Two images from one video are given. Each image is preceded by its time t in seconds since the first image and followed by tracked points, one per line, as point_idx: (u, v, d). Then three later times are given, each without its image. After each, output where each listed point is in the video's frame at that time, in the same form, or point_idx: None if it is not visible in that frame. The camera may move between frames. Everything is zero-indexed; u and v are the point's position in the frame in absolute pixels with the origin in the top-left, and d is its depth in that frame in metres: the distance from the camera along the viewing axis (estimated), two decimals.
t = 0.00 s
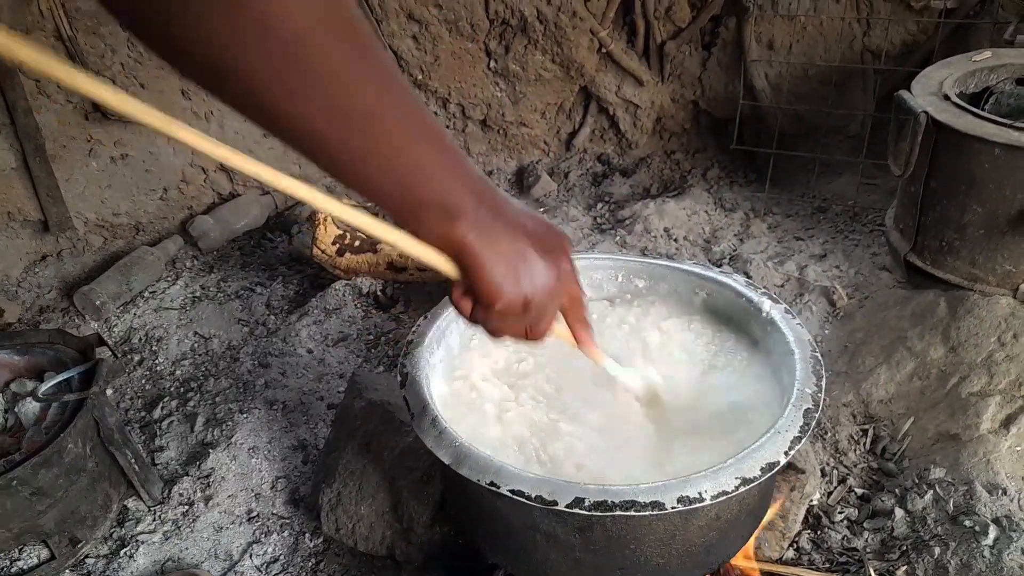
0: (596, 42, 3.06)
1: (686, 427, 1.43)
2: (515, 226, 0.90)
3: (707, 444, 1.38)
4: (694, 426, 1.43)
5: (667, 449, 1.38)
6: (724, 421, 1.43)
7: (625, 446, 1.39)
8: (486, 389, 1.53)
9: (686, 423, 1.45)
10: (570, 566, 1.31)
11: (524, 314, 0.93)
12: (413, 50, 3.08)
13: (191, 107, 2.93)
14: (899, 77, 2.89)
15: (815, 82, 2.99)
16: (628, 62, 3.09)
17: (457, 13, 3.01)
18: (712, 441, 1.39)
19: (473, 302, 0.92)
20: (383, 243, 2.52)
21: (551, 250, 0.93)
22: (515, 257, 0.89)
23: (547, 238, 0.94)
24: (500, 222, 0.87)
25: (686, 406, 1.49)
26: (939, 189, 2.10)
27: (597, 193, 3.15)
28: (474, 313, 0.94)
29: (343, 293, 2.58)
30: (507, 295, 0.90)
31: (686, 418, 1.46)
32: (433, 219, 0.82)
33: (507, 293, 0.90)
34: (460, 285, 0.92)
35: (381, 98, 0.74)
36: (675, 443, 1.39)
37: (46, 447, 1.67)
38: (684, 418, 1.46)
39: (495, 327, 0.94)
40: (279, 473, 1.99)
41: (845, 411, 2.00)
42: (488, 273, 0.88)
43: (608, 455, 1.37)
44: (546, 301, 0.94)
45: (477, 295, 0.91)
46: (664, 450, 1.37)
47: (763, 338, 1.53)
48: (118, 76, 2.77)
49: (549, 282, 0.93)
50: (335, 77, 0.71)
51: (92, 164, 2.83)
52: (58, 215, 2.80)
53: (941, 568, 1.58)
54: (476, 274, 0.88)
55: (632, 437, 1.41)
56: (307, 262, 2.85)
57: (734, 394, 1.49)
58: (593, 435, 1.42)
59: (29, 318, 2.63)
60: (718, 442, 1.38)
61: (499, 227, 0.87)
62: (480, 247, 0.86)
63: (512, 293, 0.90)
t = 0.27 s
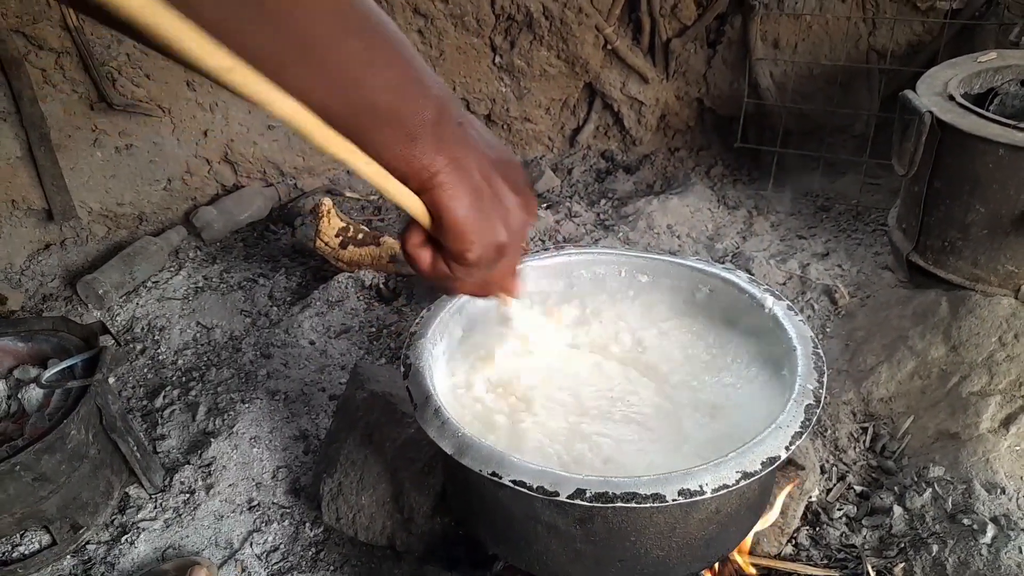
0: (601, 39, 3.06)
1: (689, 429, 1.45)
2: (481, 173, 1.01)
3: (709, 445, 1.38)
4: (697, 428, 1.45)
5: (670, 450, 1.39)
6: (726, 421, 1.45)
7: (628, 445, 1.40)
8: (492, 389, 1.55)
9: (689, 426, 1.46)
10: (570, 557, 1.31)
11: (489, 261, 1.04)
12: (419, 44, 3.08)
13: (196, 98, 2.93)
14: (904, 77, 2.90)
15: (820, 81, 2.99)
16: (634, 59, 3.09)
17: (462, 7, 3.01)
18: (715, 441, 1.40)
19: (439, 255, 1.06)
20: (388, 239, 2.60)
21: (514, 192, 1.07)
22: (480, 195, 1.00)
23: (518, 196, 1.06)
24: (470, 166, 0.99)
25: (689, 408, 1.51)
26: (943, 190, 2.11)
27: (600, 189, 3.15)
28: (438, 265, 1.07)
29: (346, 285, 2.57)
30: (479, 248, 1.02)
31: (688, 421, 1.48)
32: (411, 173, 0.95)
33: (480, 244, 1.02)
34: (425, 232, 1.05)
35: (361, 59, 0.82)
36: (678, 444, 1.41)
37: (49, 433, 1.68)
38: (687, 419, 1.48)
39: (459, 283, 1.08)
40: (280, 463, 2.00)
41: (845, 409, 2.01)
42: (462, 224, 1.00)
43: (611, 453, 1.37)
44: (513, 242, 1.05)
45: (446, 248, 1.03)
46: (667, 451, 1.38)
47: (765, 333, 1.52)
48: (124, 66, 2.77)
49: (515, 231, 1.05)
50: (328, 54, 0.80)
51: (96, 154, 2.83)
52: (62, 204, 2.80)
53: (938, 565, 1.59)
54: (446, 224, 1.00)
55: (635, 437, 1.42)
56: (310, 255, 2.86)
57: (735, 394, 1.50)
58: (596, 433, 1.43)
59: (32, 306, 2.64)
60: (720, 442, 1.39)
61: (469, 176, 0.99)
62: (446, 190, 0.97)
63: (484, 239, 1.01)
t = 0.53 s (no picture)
0: (601, 38, 3.06)
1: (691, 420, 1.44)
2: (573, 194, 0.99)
3: (712, 438, 1.38)
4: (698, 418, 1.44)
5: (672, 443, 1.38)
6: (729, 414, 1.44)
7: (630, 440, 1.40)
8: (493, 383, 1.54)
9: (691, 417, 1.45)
10: (572, 557, 1.31)
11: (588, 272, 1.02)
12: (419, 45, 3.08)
13: (196, 98, 2.93)
14: (904, 75, 2.89)
15: (821, 80, 2.99)
16: (634, 58, 3.08)
17: (462, 7, 3.00)
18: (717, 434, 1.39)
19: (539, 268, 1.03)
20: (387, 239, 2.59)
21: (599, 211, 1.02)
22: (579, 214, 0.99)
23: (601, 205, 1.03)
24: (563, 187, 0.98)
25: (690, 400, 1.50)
26: (944, 188, 2.10)
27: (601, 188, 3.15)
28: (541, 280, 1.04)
29: (347, 285, 2.57)
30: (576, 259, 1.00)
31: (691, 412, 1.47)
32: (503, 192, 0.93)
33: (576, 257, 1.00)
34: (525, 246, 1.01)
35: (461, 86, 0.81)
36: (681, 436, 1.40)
37: (50, 436, 1.68)
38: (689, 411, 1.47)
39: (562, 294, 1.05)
40: (281, 464, 2.00)
41: (848, 407, 2.00)
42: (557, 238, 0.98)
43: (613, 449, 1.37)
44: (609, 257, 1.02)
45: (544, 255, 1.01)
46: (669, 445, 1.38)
47: (767, 332, 1.53)
48: (125, 67, 2.77)
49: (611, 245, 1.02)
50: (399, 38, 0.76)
51: (96, 155, 2.83)
52: (63, 205, 2.80)
53: (941, 564, 1.59)
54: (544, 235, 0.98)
55: (637, 432, 1.42)
56: (311, 255, 2.85)
57: (738, 390, 1.50)
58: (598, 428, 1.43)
59: (33, 307, 2.64)
60: (723, 437, 1.38)
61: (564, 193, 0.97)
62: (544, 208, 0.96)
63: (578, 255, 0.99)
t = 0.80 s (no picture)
0: (602, 37, 3.06)
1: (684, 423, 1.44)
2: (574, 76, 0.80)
3: (708, 440, 1.38)
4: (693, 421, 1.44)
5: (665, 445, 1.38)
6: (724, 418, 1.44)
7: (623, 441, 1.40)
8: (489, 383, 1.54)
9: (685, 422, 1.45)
10: (567, 556, 1.31)
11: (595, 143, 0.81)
12: (419, 41, 3.07)
13: (196, 91, 2.92)
14: (904, 79, 2.90)
15: (821, 82, 2.99)
16: (634, 58, 3.08)
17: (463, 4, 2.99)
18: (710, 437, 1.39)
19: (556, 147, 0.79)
20: (385, 235, 2.59)
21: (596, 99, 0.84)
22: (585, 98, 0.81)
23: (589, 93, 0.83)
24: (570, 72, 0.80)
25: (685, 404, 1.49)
26: (942, 192, 2.11)
27: (599, 188, 3.15)
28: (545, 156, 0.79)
29: (344, 282, 2.57)
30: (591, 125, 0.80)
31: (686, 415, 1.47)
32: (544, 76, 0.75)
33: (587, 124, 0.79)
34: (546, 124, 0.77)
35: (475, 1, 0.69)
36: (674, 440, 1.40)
37: (45, 428, 1.67)
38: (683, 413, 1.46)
39: (551, 176, 0.80)
40: (277, 460, 1.99)
41: (843, 410, 2.00)
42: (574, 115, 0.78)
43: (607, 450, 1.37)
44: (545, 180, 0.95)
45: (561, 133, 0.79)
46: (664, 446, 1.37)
47: (765, 334, 1.52)
48: (124, 59, 2.76)
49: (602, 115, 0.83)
50: None
51: (94, 147, 2.82)
52: (59, 197, 2.79)
53: (934, 567, 1.59)
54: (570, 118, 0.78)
55: (634, 432, 1.42)
56: (309, 251, 2.85)
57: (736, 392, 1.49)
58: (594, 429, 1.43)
59: (28, 299, 2.63)
60: (720, 438, 1.38)
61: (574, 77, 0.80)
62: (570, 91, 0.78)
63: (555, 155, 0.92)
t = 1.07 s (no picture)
0: (599, 41, 3.06)
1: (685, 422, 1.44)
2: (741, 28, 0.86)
3: (708, 441, 1.38)
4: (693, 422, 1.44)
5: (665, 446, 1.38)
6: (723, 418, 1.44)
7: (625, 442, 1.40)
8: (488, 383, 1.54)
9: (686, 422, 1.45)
10: (567, 560, 1.31)
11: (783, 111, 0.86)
12: (417, 46, 3.05)
13: (193, 97, 2.92)
14: (902, 80, 2.90)
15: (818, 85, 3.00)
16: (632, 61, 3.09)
17: (461, 8, 2.99)
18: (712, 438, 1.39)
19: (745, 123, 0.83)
20: (383, 240, 2.58)
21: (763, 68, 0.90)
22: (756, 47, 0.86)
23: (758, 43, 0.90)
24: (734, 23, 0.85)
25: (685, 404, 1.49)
26: (940, 193, 2.11)
27: (598, 191, 3.15)
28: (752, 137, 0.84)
29: (343, 286, 2.57)
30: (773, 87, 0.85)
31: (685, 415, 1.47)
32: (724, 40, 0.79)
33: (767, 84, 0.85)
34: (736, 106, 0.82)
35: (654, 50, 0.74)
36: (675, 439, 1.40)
37: (44, 435, 1.67)
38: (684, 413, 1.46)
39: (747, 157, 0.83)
40: (276, 465, 1.99)
41: (843, 412, 2.00)
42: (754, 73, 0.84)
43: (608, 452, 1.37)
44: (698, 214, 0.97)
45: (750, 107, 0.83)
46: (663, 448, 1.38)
47: (763, 337, 1.53)
48: (122, 65, 2.77)
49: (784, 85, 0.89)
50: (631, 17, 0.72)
51: (92, 153, 2.82)
52: (58, 203, 2.79)
53: (935, 569, 1.59)
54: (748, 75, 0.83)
55: (632, 434, 1.42)
56: (307, 255, 2.85)
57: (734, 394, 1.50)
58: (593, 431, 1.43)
59: (27, 305, 2.63)
60: (718, 440, 1.38)
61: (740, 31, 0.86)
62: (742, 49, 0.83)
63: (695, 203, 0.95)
